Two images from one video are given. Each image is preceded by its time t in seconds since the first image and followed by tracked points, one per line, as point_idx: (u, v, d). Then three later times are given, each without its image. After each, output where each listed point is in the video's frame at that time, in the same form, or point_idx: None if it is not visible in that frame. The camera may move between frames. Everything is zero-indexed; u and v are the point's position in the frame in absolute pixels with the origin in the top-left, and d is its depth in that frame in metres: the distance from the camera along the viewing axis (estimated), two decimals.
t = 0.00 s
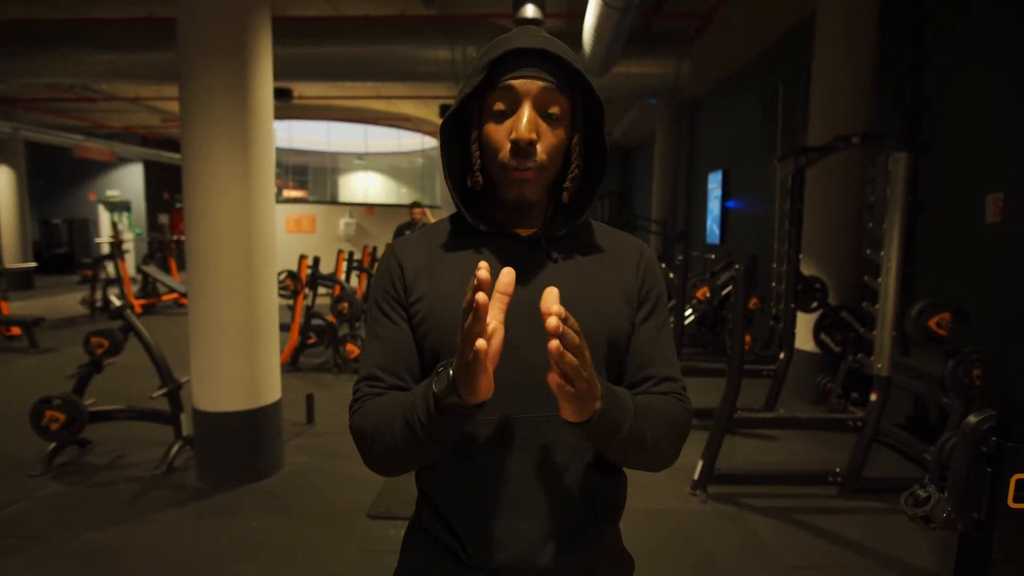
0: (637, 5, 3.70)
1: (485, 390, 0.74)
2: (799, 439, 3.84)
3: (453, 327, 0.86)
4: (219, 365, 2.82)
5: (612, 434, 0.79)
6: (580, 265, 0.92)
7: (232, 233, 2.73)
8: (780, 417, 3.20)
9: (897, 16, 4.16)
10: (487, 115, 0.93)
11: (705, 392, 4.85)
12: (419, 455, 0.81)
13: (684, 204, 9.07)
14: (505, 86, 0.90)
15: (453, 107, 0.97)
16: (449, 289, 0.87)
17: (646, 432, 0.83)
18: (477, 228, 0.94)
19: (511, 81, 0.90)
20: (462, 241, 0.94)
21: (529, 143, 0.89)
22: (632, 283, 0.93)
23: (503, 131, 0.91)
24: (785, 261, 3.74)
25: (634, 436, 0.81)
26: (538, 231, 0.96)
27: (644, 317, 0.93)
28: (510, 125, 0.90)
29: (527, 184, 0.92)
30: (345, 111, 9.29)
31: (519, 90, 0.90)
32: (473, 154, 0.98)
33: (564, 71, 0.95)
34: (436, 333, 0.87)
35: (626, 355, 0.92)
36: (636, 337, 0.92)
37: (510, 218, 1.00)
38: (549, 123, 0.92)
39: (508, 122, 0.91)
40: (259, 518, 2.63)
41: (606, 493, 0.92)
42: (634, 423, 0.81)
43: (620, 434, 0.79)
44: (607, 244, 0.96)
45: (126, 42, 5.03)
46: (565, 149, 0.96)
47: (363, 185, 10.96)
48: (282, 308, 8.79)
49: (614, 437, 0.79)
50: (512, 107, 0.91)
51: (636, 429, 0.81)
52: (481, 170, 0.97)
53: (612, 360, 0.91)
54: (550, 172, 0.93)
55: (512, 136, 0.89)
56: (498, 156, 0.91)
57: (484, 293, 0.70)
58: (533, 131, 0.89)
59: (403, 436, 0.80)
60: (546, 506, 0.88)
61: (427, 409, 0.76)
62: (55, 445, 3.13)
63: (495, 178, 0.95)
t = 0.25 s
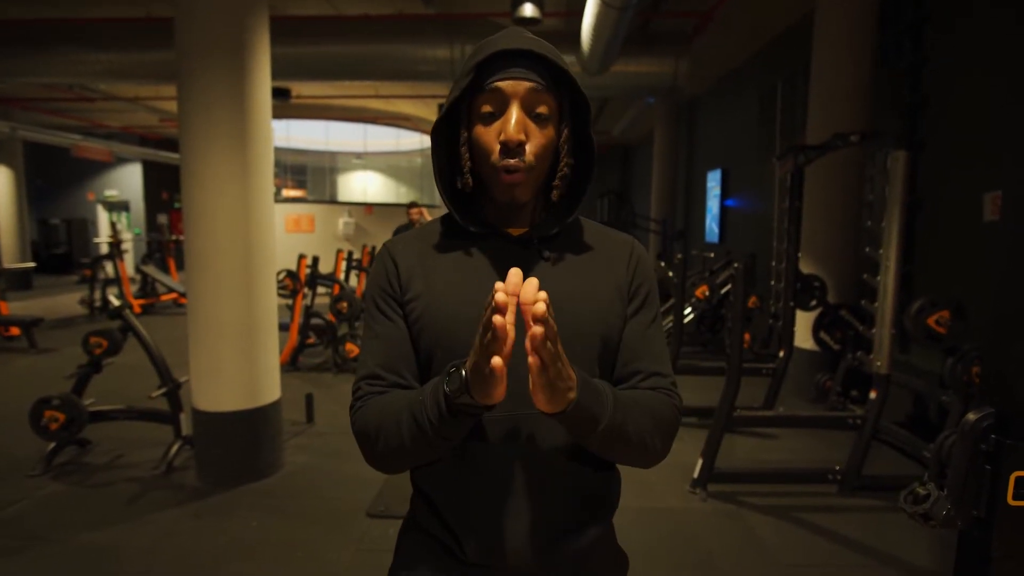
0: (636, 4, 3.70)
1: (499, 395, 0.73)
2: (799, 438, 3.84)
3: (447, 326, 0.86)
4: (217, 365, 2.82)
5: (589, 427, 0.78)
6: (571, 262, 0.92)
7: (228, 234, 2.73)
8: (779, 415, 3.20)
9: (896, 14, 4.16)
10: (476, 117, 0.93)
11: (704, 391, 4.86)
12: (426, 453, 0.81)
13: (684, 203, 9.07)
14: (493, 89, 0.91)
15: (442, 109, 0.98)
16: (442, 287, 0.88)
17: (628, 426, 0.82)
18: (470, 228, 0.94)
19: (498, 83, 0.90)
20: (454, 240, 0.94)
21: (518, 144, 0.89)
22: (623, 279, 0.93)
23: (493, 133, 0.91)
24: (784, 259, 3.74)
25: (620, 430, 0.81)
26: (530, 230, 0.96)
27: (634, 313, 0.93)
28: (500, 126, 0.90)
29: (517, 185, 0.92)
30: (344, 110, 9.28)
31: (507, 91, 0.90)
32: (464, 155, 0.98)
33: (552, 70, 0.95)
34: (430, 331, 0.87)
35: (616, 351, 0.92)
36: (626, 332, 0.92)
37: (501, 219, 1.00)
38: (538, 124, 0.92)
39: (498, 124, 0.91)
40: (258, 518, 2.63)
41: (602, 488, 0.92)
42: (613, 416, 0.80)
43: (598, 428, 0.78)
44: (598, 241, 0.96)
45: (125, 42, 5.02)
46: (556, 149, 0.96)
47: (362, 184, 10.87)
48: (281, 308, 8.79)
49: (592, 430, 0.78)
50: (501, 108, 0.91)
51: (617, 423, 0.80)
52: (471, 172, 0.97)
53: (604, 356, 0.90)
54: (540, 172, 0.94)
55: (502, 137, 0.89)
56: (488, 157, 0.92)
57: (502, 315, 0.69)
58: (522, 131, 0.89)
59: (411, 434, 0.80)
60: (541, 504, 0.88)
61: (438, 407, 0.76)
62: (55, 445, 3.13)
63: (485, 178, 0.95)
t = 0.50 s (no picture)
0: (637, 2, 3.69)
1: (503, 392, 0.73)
2: (801, 436, 3.83)
3: (450, 321, 0.86)
4: (219, 364, 2.82)
5: (588, 422, 0.77)
6: (574, 257, 0.92)
7: (230, 232, 2.73)
8: (780, 413, 3.20)
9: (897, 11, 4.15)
10: (478, 114, 0.93)
11: (706, 389, 4.85)
12: (429, 448, 0.81)
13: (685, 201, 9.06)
14: (494, 85, 0.91)
15: (444, 107, 0.98)
16: (445, 282, 0.87)
17: (628, 421, 0.81)
18: (473, 225, 0.94)
19: (499, 79, 0.90)
20: (456, 237, 0.94)
21: (520, 140, 0.89)
22: (626, 274, 0.92)
23: (495, 129, 0.91)
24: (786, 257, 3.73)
25: (622, 425, 0.80)
26: (532, 227, 0.96)
27: (637, 308, 0.92)
28: (501, 123, 0.90)
29: (520, 181, 0.92)
30: (345, 109, 9.28)
31: (508, 87, 0.90)
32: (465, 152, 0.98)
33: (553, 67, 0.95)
34: (433, 326, 0.87)
35: (618, 347, 0.91)
36: (628, 328, 0.91)
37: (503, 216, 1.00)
38: (539, 120, 0.92)
39: (499, 120, 0.91)
40: (261, 516, 2.64)
41: (604, 482, 0.92)
42: (615, 411, 0.79)
43: (598, 424, 0.78)
44: (602, 236, 0.96)
45: (125, 42, 5.02)
46: (558, 145, 0.96)
47: (363, 184, 10.91)
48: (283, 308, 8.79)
49: (591, 425, 0.78)
50: (502, 105, 0.91)
51: (618, 419, 0.80)
52: (473, 168, 0.97)
53: (606, 352, 0.90)
54: (542, 169, 0.93)
55: (504, 133, 0.89)
56: (489, 153, 0.91)
57: (509, 321, 0.69)
58: (524, 127, 0.89)
59: (414, 427, 0.79)
60: (544, 497, 0.88)
61: (443, 402, 0.76)
62: (58, 444, 3.14)
63: (487, 175, 0.95)
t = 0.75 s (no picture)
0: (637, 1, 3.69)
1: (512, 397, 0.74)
2: (801, 435, 3.83)
3: (458, 319, 0.86)
4: (221, 363, 2.82)
5: (589, 421, 0.77)
6: (580, 255, 0.92)
7: (232, 231, 2.73)
8: (780, 413, 3.19)
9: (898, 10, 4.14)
10: (488, 109, 0.93)
11: (706, 389, 4.85)
12: (439, 447, 0.81)
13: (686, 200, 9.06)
14: (504, 80, 0.90)
15: (453, 102, 0.97)
16: (453, 281, 0.87)
17: (627, 421, 0.81)
18: (481, 221, 0.94)
19: (509, 75, 0.90)
20: (464, 234, 0.94)
21: (530, 135, 0.89)
22: (631, 272, 0.92)
23: (505, 124, 0.90)
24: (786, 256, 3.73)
25: (623, 424, 0.80)
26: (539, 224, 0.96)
27: (642, 306, 0.92)
28: (511, 118, 0.90)
29: (529, 177, 0.91)
30: (345, 108, 9.28)
31: (518, 83, 0.90)
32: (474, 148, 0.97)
33: (562, 63, 0.95)
34: (441, 325, 0.87)
35: (623, 345, 0.91)
36: (633, 326, 0.91)
37: (510, 212, 0.99)
38: (548, 116, 0.91)
39: (509, 115, 0.90)
40: (261, 515, 2.64)
41: (608, 479, 0.92)
42: (616, 410, 0.79)
43: (597, 424, 0.78)
44: (608, 233, 0.96)
45: (126, 41, 5.02)
46: (567, 142, 0.96)
47: (363, 184, 10.97)
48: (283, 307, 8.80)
49: (591, 424, 0.78)
50: (512, 100, 0.91)
51: (620, 418, 0.80)
52: (482, 164, 0.97)
53: (611, 350, 0.90)
54: (551, 164, 0.93)
55: (513, 128, 0.89)
56: (499, 148, 0.91)
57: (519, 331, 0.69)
58: (533, 123, 0.89)
59: (424, 427, 0.79)
60: (548, 494, 0.88)
61: (453, 403, 0.76)
62: (58, 443, 3.14)
63: (496, 171, 0.95)
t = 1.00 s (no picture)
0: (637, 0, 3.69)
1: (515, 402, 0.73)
2: (800, 435, 3.84)
3: (460, 321, 0.86)
4: (220, 362, 2.82)
5: (585, 423, 0.77)
6: (581, 257, 0.92)
7: (230, 229, 2.73)
8: (779, 413, 3.20)
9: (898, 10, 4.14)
10: (489, 106, 0.93)
11: (705, 388, 4.86)
12: (446, 450, 0.81)
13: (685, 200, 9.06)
14: (505, 76, 0.90)
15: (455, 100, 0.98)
16: (455, 282, 0.88)
17: (625, 422, 0.81)
18: (483, 221, 0.94)
19: (510, 71, 0.90)
20: (467, 234, 0.94)
21: (530, 131, 0.88)
22: (631, 272, 0.92)
23: (505, 121, 0.90)
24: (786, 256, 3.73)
25: (621, 426, 0.80)
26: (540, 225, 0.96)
27: (642, 306, 0.92)
28: (511, 114, 0.90)
29: (529, 174, 0.91)
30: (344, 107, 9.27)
31: (519, 79, 0.90)
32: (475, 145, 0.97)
33: (563, 60, 0.95)
34: (445, 325, 0.87)
35: (623, 346, 0.91)
36: (633, 326, 0.91)
37: (513, 210, 1.00)
38: (549, 111, 0.91)
39: (510, 111, 0.90)
40: (261, 514, 2.64)
41: (609, 479, 0.92)
42: (614, 411, 0.79)
43: (594, 426, 0.78)
44: (609, 234, 0.96)
45: (125, 39, 5.02)
46: (567, 139, 0.96)
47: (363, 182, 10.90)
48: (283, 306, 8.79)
49: (588, 426, 0.78)
50: (513, 96, 0.91)
51: (618, 419, 0.80)
52: (484, 162, 0.97)
53: (611, 350, 0.90)
54: (552, 161, 0.93)
55: (513, 124, 0.88)
56: (500, 144, 0.91)
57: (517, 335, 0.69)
58: (533, 118, 0.88)
59: (430, 429, 0.79)
60: (551, 494, 0.88)
61: (457, 406, 0.76)
62: (57, 442, 3.14)
63: (497, 169, 0.95)
